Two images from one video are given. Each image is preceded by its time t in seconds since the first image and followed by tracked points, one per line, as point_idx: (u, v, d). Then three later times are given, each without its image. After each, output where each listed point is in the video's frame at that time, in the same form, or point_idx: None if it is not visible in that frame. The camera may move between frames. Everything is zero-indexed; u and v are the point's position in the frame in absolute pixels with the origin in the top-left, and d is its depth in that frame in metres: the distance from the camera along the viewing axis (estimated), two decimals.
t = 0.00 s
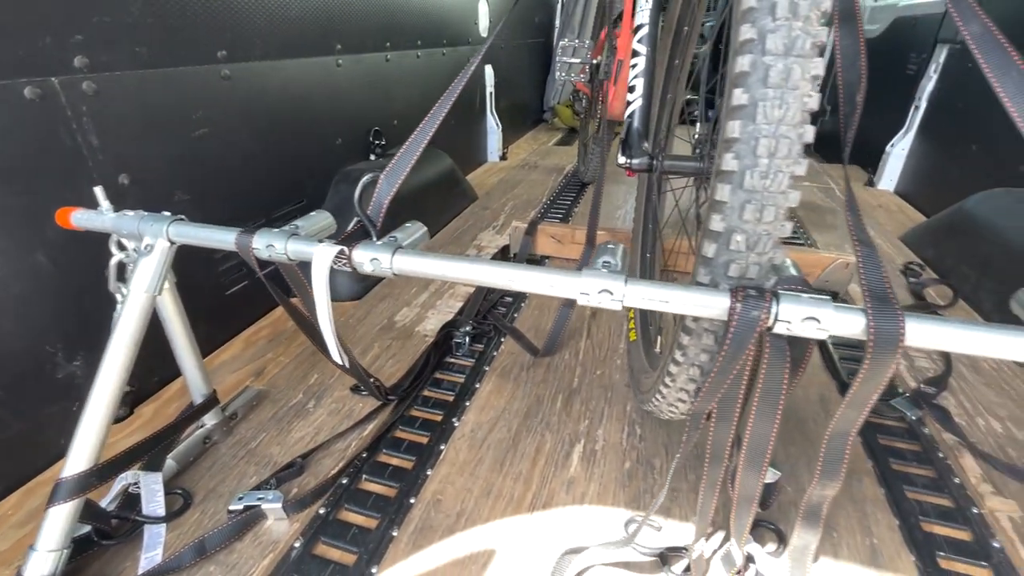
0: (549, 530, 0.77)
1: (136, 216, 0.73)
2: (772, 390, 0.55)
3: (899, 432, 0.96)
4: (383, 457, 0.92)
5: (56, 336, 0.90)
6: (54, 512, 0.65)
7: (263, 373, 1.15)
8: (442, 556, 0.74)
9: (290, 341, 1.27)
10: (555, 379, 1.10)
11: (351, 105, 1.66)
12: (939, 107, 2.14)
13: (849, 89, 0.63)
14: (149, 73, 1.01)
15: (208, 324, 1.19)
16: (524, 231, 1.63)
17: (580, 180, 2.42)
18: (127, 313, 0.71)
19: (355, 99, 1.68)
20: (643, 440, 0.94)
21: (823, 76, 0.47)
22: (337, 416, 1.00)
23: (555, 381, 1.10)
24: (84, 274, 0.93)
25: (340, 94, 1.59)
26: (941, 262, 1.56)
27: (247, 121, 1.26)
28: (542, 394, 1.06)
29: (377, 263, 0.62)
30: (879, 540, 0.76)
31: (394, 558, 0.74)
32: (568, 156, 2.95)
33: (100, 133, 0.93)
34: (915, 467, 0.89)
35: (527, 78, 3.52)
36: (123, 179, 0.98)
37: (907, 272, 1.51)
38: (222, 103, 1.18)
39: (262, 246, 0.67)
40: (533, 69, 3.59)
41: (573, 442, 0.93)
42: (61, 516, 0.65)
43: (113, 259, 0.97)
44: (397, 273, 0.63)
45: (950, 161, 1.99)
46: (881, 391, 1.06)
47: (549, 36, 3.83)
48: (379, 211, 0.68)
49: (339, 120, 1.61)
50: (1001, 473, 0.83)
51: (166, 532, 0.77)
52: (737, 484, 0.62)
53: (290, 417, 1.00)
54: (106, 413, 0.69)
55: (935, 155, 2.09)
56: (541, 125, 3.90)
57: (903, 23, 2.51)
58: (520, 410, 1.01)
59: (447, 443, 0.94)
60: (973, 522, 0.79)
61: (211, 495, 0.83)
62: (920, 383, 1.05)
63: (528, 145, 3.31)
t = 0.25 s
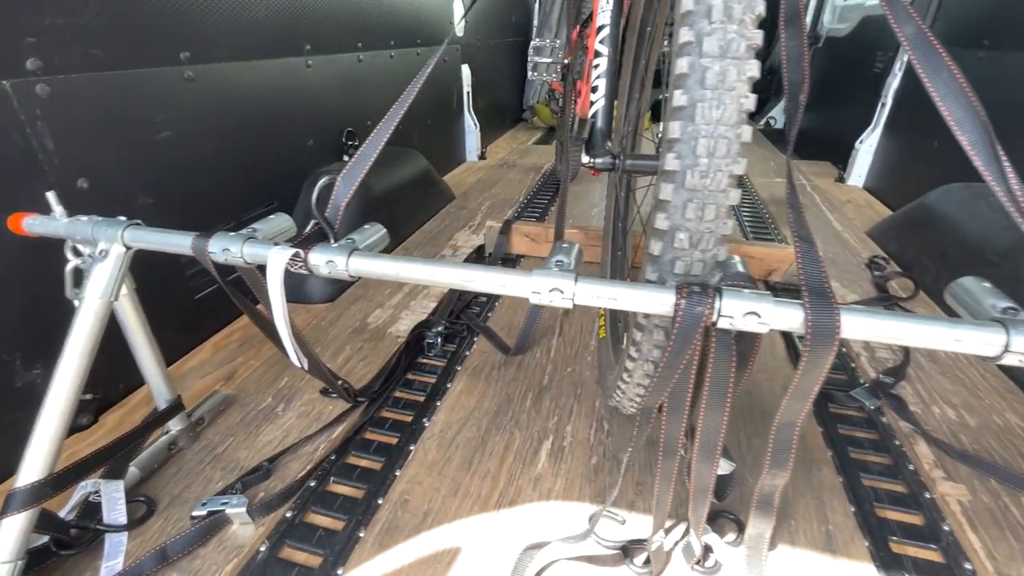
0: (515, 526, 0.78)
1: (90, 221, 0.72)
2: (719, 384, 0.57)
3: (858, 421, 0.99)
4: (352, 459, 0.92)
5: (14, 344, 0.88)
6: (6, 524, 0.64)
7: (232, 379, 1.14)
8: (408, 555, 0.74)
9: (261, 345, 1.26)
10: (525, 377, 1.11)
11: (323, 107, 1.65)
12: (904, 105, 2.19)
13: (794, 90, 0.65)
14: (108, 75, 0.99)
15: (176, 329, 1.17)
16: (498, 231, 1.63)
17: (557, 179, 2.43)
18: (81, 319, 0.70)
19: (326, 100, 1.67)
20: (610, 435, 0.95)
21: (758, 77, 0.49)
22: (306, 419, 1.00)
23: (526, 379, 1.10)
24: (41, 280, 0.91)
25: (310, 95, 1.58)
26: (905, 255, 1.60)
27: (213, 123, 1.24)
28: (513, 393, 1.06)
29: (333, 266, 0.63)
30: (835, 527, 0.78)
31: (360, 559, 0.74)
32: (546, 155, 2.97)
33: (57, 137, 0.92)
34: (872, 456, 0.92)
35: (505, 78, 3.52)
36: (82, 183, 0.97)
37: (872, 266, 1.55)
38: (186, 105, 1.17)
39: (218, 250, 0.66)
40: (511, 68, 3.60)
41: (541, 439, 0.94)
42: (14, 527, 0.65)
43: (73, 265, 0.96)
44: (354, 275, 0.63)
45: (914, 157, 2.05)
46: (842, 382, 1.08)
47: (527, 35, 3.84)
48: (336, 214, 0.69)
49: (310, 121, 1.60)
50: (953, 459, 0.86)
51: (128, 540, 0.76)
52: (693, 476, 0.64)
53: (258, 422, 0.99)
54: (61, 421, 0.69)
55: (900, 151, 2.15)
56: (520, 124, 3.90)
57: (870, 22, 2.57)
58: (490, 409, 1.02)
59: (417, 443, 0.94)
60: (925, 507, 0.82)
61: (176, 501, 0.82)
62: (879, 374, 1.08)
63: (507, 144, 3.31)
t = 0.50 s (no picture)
0: (485, 524, 0.79)
1: (48, 226, 0.71)
2: (675, 377, 0.58)
3: (825, 413, 1.01)
4: (324, 460, 0.92)
5: None
6: None
7: (204, 383, 1.12)
8: (378, 555, 0.75)
9: (235, 348, 1.25)
10: (500, 375, 1.12)
11: (297, 107, 1.64)
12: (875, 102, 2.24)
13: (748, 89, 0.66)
14: (69, 77, 0.98)
15: (146, 334, 1.16)
16: (476, 230, 1.63)
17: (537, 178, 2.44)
18: (38, 326, 0.69)
19: (301, 101, 1.65)
20: (582, 431, 0.96)
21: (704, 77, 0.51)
22: (279, 422, 1.00)
23: (500, 377, 1.11)
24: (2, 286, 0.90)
25: (283, 96, 1.57)
26: (874, 249, 1.64)
27: (182, 125, 1.23)
28: (487, 392, 1.07)
29: (293, 268, 0.63)
30: (798, 516, 0.80)
31: (329, 560, 0.74)
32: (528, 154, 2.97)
33: (16, 140, 0.90)
34: (836, 446, 0.94)
35: (486, 77, 3.52)
36: (44, 187, 0.95)
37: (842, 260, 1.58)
38: (154, 107, 1.15)
39: (178, 254, 0.66)
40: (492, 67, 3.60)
41: (514, 437, 0.95)
42: None
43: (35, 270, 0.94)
44: (315, 276, 0.63)
45: (884, 153, 2.09)
46: (810, 375, 1.11)
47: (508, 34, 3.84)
48: (298, 216, 0.69)
49: (284, 122, 1.59)
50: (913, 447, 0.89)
51: (94, 548, 0.75)
52: (655, 469, 0.65)
53: (230, 425, 0.98)
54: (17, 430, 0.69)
55: (872, 147, 2.19)
56: (502, 123, 3.91)
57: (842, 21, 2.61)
58: (464, 408, 1.02)
59: (390, 444, 0.94)
60: (886, 494, 0.84)
61: (143, 508, 0.82)
62: (846, 366, 1.11)
63: (489, 143, 3.31)
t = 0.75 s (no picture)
0: (450, 520, 0.80)
1: None
2: (625, 371, 0.59)
3: (785, 403, 1.04)
4: (291, 462, 0.92)
5: None
6: None
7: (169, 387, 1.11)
8: (342, 554, 0.75)
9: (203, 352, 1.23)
10: (470, 373, 1.13)
11: (266, 108, 1.62)
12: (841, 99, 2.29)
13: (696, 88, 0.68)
14: (22, 78, 0.96)
15: (109, 339, 1.14)
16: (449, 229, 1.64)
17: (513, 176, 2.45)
18: None
19: (270, 101, 1.64)
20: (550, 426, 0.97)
21: (642, 77, 0.54)
22: (245, 425, 0.99)
23: (470, 375, 1.12)
24: None
25: (251, 97, 1.56)
26: (838, 243, 1.68)
27: (144, 126, 1.21)
28: (456, 390, 1.08)
29: (247, 270, 0.63)
30: (755, 504, 0.82)
31: (293, 561, 0.74)
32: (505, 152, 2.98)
33: None
34: (795, 434, 0.97)
35: (463, 75, 3.52)
36: None
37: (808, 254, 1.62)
38: (113, 108, 1.13)
39: (130, 258, 0.65)
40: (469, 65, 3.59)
41: (482, 434, 0.96)
42: None
43: None
44: (269, 277, 0.64)
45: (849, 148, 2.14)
46: (773, 366, 1.14)
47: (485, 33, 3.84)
48: (253, 218, 0.69)
49: (252, 122, 1.58)
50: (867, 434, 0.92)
51: (51, 557, 0.73)
52: (611, 462, 0.66)
53: (195, 430, 0.98)
54: None
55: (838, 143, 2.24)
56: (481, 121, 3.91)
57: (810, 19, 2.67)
58: (432, 406, 1.03)
59: (358, 444, 0.95)
60: (840, 480, 0.87)
61: (103, 515, 0.81)
62: (807, 356, 1.14)
63: (466, 142, 3.31)
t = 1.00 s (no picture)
0: (418, 518, 0.80)
1: None
2: (580, 365, 0.60)
3: (751, 394, 1.06)
4: (260, 465, 0.91)
5: None
6: None
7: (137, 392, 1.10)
8: (309, 554, 0.75)
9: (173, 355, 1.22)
10: (442, 372, 1.13)
11: (236, 108, 1.61)
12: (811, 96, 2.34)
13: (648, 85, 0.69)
14: None
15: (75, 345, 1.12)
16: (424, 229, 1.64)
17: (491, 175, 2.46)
18: None
19: (240, 102, 1.62)
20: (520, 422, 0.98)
21: (586, 77, 0.54)
22: (214, 428, 0.98)
23: (442, 374, 1.12)
24: None
25: (221, 97, 1.54)
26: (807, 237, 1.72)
27: (108, 128, 1.19)
28: (428, 389, 1.08)
29: (201, 272, 0.63)
30: (718, 493, 0.84)
31: (259, 563, 0.74)
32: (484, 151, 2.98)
33: None
34: (760, 424, 0.99)
35: (442, 74, 3.51)
36: None
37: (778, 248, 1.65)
38: (75, 110, 1.12)
39: (83, 261, 0.64)
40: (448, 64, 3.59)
41: (453, 431, 0.97)
42: None
43: None
44: (224, 279, 0.63)
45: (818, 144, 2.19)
46: (740, 359, 1.16)
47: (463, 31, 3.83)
48: (210, 221, 0.68)
49: (222, 123, 1.56)
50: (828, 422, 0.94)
51: (10, 566, 0.74)
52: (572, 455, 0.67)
53: (162, 434, 0.97)
54: None
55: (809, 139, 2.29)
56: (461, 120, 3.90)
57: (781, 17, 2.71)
58: (404, 405, 1.03)
59: (327, 445, 0.94)
60: (801, 469, 0.89)
61: (65, 523, 0.80)
62: (773, 349, 1.17)
63: (446, 141, 3.30)
